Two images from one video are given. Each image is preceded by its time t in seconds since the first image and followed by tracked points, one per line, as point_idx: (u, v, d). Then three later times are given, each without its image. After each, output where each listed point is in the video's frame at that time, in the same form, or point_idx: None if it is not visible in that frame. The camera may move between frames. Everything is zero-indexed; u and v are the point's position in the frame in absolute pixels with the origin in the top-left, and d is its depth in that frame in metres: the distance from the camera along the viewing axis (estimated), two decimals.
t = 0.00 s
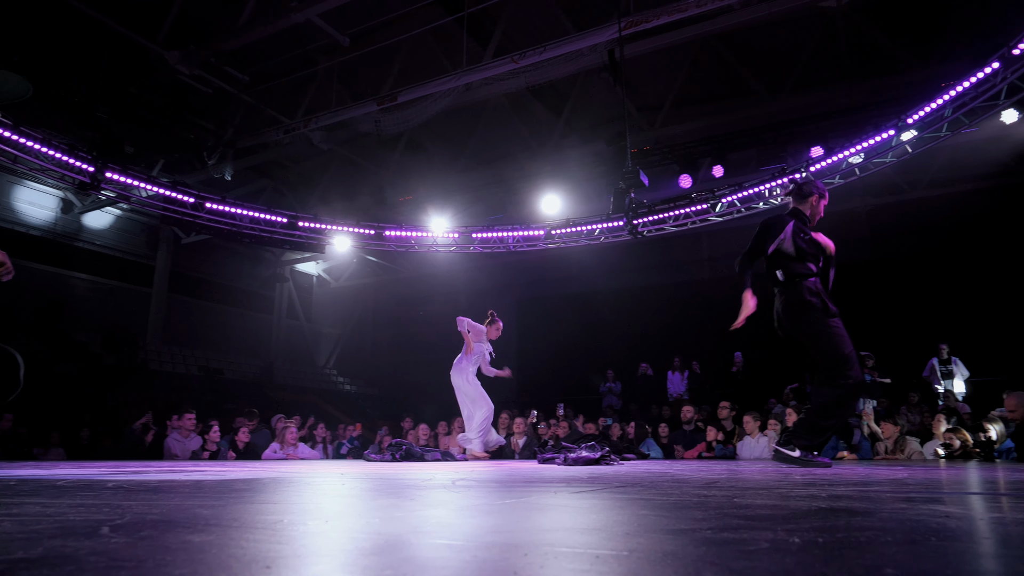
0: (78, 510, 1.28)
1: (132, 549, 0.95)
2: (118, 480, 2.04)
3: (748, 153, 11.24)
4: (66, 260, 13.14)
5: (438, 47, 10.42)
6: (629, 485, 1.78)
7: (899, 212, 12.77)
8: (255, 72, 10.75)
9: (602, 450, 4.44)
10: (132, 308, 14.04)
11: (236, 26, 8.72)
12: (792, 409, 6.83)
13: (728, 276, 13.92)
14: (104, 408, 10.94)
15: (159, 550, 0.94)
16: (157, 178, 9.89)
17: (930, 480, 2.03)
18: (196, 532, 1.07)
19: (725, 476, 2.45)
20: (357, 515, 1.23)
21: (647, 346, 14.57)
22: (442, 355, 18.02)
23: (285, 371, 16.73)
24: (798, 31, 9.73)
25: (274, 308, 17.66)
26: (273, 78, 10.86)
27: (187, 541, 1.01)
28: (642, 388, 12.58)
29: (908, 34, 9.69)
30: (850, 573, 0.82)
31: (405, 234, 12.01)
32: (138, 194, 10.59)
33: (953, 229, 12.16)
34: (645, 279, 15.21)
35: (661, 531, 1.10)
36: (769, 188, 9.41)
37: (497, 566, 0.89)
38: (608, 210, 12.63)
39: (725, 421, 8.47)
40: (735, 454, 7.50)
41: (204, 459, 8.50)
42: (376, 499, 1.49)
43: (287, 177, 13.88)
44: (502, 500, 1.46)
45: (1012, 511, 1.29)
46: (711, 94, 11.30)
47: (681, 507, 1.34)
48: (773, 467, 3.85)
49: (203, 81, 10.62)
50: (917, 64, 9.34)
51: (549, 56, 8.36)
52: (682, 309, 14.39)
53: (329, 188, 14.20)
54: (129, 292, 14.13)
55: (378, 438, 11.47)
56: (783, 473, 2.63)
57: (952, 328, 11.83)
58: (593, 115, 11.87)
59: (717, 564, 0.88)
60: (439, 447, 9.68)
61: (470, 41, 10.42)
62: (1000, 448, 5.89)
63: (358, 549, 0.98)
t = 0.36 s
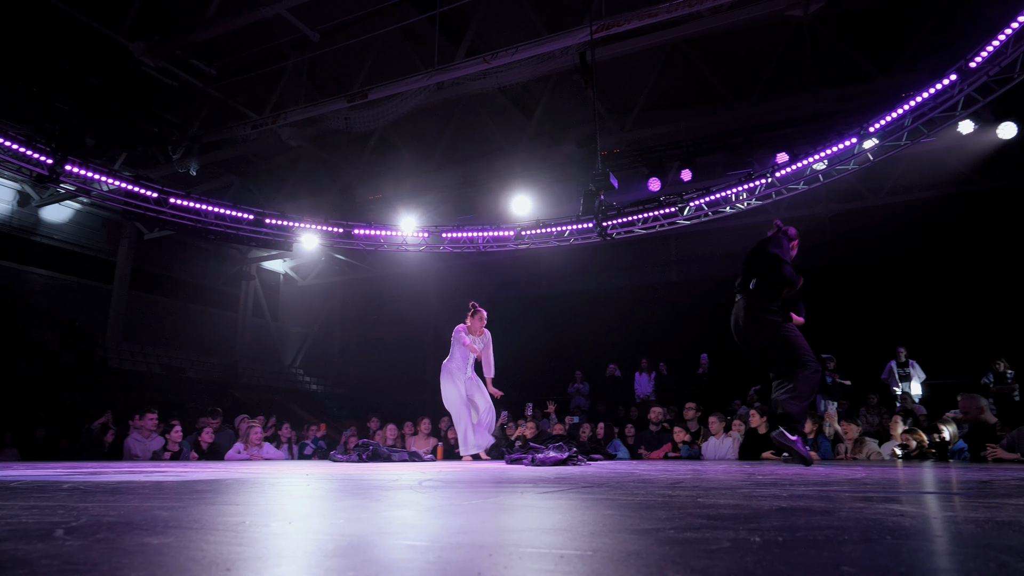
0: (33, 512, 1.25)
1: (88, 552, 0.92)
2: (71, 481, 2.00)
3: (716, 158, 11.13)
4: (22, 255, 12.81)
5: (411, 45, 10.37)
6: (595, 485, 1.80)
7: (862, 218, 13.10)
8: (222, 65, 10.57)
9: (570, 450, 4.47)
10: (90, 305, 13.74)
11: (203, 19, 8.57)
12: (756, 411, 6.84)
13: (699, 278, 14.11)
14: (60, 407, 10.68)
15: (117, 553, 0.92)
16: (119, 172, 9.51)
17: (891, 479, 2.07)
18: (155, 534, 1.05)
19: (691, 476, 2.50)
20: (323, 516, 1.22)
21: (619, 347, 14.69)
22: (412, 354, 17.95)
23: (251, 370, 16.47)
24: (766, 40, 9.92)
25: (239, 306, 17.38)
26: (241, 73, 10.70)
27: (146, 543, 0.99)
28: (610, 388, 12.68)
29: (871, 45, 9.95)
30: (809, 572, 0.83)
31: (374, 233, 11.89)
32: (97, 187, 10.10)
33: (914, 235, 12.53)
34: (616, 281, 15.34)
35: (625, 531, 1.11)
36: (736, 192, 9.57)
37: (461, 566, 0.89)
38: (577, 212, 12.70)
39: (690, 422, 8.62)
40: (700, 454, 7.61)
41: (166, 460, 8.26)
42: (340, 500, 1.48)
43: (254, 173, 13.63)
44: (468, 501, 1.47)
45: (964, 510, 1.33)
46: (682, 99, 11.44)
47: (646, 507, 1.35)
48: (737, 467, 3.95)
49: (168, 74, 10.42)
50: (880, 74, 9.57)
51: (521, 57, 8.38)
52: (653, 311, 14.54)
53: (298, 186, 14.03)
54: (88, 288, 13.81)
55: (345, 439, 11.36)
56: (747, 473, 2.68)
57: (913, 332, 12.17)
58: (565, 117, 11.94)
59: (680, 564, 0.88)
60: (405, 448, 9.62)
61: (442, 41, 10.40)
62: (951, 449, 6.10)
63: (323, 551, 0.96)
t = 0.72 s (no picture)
0: (5, 514, 1.23)
1: (60, 553, 0.91)
2: (45, 481, 1.98)
3: (697, 159, 11.22)
4: None
5: (394, 43, 10.33)
6: (575, 484, 1.81)
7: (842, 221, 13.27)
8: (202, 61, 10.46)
9: (551, 450, 4.49)
10: (65, 303, 13.52)
11: (184, 14, 8.47)
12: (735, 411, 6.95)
13: (682, 280, 14.23)
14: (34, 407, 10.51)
15: (90, 554, 0.90)
16: (96, 168, 9.37)
17: (866, 479, 2.10)
18: (128, 536, 1.03)
19: (670, 476, 2.52)
20: (303, 518, 1.21)
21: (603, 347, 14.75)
22: (395, 354, 17.88)
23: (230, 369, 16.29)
24: (748, 44, 10.02)
25: (219, 304, 17.20)
26: (222, 69, 10.60)
27: (120, 545, 0.97)
28: (592, 389, 12.72)
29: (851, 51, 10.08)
30: (784, 572, 0.83)
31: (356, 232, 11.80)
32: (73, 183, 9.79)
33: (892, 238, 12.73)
34: (599, 281, 15.41)
35: (606, 531, 1.11)
36: (717, 195, 9.66)
37: (440, 567, 0.88)
38: (560, 213, 12.73)
39: (671, 422, 8.69)
40: (681, 455, 7.66)
41: (143, 460, 8.11)
42: (320, 500, 1.48)
43: (233, 171, 13.47)
44: (449, 500, 1.47)
45: (936, 509, 1.35)
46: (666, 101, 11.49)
47: (626, 506, 1.36)
48: (716, 467, 4.01)
49: (148, 69, 10.28)
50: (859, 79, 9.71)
51: (505, 57, 8.38)
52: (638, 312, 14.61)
53: (279, 184, 13.93)
54: (63, 285, 13.58)
55: (324, 440, 11.28)
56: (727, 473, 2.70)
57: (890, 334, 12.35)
58: (548, 118, 11.98)
59: (658, 564, 0.89)
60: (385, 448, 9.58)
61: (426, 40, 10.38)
62: (926, 449, 6.22)
63: (300, 552, 0.95)
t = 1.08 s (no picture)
0: None
1: (43, 554, 0.90)
2: (29, 481, 1.97)
3: (686, 161, 11.28)
4: None
5: (383, 42, 10.31)
6: (563, 484, 1.81)
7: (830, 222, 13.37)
8: (189, 59, 10.39)
9: (539, 451, 4.49)
10: (49, 302, 13.39)
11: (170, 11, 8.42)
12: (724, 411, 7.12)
13: (672, 280, 14.29)
14: (17, 406, 10.40)
15: (73, 555, 0.90)
16: (81, 166, 9.27)
17: (850, 479, 2.11)
18: (113, 537, 1.02)
19: (657, 475, 2.54)
20: (289, 518, 1.21)
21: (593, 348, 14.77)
22: (384, 354, 17.83)
23: (217, 369, 16.17)
24: (737, 45, 10.07)
25: (205, 303, 17.09)
26: (209, 67, 10.54)
27: (104, 545, 0.97)
28: (580, 389, 12.73)
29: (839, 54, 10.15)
30: (770, 572, 0.83)
31: (343, 232, 11.75)
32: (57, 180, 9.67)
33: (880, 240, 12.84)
34: (589, 282, 15.44)
35: (593, 531, 1.11)
36: (704, 196, 9.69)
37: (427, 567, 0.88)
38: (550, 213, 12.74)
39: (659, 422, 8.72)
40: (667, 455, 7.70)
41: (128, 460, 8.04)
42: (306, 500, 1.48)
43: (220, 169, 13.36)
44: (436, 500, 1.47)
45: (919, 509, 1.36)
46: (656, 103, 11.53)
47: (614, 507, 1.37)
48: (702, 467, 4.04)
49: (134, 66, 10.20)
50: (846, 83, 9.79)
51: (495, 57, 8.38)
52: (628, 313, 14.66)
53: (266, 183, 13.85)
54: (48, 284, 13.45)
55: (311, 440, 11.23)
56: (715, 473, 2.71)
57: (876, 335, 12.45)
58: (537, 118, 11.99)
59: (644, 563, 0.89)
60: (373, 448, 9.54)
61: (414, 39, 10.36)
62: (910, 449, 6.35)
63: (287, 552, 0.95)
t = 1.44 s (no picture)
0: None
1: (40, 555, 0.90)
2: (28, 481, 1.98)
3: (684, 161, 11.29)
4: None
5: (380, 43, 10.31)
6: (561, 484, 1.81)
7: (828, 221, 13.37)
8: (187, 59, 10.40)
9: (537, 450, 4.50)
10: (47, 303, 13.41)
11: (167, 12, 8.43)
12: (722, 411, 7.15)
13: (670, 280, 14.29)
14: (15, 407, 10.42)
15: (69, 556, 0.90)
16: (79, 167, 9.28)
17: (847, 479, 2.10)
18: (111, 537, 1.03)
19: (655, 475, 2.54)
20: (288, 518, 1.21)
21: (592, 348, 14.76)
22: (382, 354, 17.83)
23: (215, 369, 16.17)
24: (735, 45, 10.07)
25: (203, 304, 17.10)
26: (206, 67, 10.55)
27: (102, 545, 0.97)
28: (578, 389, 12.73)
29: (837, 53, 10.14)
30: (769, 572, 0.83)
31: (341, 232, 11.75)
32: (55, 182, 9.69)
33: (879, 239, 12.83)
34: (587, 282, 15.43)
35: (591, 531, 1.11)
36: (702, 196, 9.68)
37: (425, 567, 0.88)
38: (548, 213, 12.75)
39: (657, 422, 8.72)
40: (665, 455, 7.70)
41: (126, 461, 8.03)
42: (303, 501, 1.48)
43: (218, 170, 13.38)
44: (433, 501, 1.47)
45: (917, 509, 1.36)
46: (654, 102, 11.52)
47: (612, 507, 1.36)
48: (700, 467, 4.05)
49: (132, 68, 10.21)
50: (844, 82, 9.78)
51: (491, 57, 8.38)
52: (626, 313, 14.65)
53: (263, 183, 13.86)
54: (45, 285, 13.47)
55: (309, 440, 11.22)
56: (713, 473, 2.71)
57: (875, 334, 12.45)
58: (534, 118, 11.99)
59: (643, 563, 0.89)
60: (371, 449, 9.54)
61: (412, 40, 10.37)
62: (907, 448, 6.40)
63: (287, 552, 0.95)
